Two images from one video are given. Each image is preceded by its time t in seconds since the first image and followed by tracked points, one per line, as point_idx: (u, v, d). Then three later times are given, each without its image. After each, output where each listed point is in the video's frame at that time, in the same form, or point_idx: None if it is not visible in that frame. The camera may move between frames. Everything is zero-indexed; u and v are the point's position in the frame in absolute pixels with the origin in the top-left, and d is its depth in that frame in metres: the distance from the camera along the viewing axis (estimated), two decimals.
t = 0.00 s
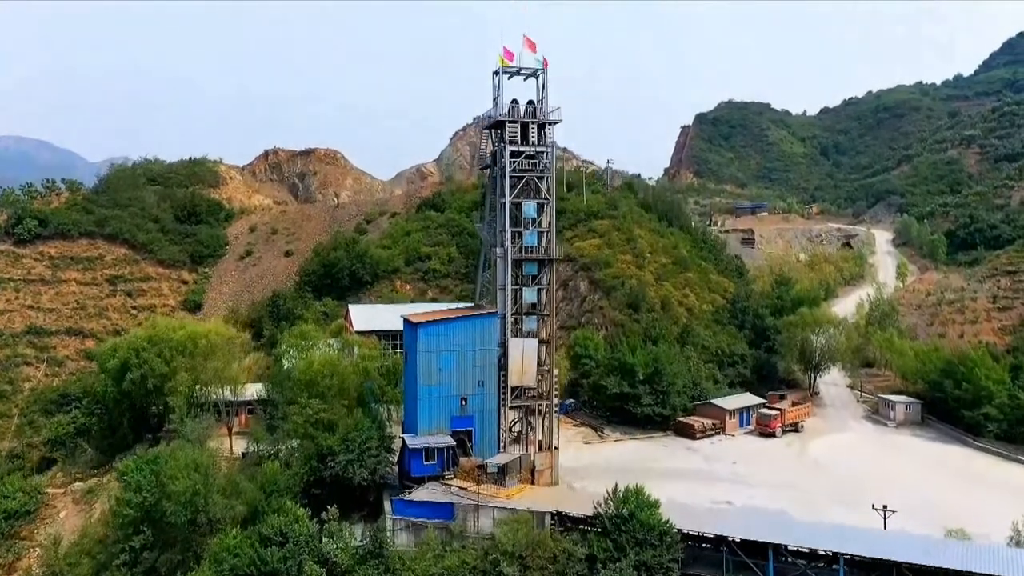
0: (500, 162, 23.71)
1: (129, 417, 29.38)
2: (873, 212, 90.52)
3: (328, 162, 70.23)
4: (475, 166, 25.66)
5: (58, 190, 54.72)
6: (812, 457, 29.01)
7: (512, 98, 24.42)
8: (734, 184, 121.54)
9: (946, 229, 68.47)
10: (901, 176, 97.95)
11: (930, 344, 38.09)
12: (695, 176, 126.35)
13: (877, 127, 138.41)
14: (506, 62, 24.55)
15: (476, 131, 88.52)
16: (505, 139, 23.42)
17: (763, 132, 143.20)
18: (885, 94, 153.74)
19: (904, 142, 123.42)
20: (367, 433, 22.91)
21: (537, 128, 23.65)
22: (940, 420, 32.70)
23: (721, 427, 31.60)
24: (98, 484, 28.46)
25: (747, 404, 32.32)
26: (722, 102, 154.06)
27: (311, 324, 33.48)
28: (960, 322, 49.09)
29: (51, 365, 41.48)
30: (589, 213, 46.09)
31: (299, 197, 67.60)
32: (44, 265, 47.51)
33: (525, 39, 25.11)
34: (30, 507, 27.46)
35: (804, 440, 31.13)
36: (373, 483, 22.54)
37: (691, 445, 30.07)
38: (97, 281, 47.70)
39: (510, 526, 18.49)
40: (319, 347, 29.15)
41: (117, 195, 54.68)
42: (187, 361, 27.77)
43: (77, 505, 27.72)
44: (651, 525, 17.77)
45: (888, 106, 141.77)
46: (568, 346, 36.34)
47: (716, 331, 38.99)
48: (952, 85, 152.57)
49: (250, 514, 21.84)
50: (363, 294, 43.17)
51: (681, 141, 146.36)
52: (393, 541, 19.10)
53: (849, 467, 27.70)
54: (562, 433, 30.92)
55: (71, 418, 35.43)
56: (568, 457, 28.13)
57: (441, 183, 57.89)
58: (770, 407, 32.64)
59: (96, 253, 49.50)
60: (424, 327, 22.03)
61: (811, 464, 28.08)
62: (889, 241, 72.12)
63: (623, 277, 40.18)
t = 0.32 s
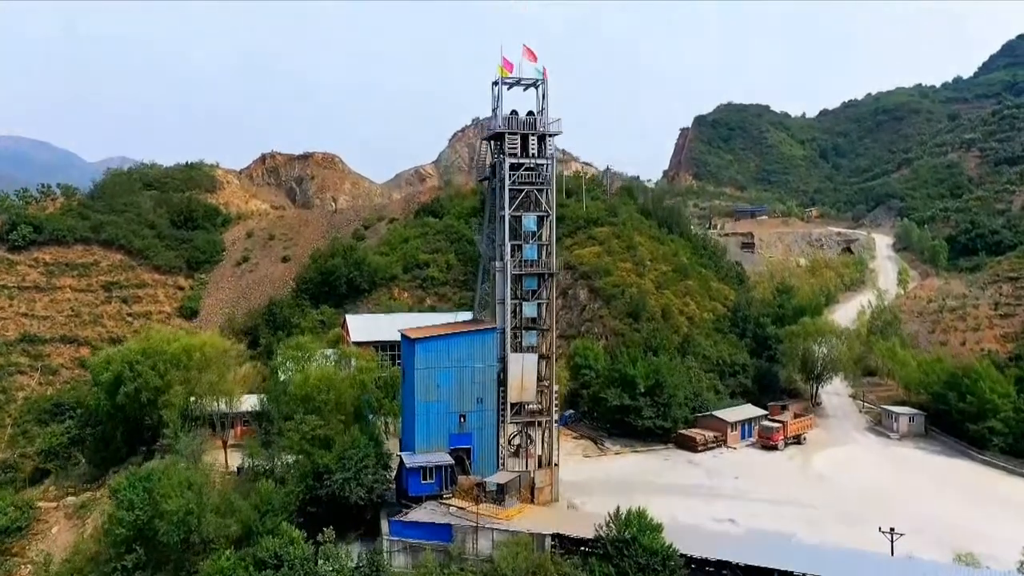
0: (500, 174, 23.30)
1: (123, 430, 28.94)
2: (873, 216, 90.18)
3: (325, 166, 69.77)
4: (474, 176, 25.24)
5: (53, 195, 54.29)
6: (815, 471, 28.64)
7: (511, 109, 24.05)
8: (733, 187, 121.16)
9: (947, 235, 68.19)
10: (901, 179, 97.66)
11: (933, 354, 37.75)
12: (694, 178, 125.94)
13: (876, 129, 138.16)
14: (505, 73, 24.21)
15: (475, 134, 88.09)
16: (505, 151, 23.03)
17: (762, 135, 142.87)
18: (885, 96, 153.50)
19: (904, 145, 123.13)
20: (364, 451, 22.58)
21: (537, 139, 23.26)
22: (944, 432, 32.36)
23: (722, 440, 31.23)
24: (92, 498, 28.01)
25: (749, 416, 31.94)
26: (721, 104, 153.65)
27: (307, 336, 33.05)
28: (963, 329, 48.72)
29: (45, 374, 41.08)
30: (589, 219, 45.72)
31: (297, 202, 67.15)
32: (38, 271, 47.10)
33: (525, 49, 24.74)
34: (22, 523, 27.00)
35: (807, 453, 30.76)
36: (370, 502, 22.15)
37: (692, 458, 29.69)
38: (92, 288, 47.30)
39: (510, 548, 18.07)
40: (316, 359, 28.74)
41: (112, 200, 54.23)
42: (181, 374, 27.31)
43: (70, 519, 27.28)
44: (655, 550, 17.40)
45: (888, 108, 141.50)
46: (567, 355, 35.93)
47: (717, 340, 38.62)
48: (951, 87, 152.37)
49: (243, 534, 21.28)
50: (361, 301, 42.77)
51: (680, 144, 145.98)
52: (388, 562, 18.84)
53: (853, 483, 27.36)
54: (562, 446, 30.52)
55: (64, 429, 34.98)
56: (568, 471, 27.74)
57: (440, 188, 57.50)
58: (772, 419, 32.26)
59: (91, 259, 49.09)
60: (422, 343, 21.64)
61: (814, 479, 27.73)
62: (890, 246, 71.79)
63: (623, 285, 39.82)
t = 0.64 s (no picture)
0: (499, 190, 22.73)
1: (114, 447, 28.33)
2: (873, 220, 89.71)
3: (322, 171, 69.14)
4: (473, 190, 24.67)
5: (46, 201, 53.65)
6: (820, 489, 28.07)
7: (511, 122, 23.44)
8: (733, 190, 120.57)
9: (948, 241, 67.77)
10: (902, 183, 97.21)
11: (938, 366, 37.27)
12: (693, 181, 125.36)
13: (876, 132, 137.76)
14: (505, 85, 23.63)
15: (473, 136, 87.44)
16: (504, 166, 22.45)
17: (761, 137, 142.40)
18: (884, 98, 153.21)
19: (903, 148, 122.72)
20: (359, 474, 22.07)
21: (537, 153, 22.70)
22: (950, 447, 31.87)
23: (725, 456, 30.66)
24: (82, 517, 27.30)
25: (752, 430, 31.38)
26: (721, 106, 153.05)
27: (302, 350, 32.46)
28: (967, 340, 48.18)
29: (37, 385, 40.48)
30: (588, 228, 45.19)
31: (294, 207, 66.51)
32: (31, 279, 46.50)
33: (525, 61, 24.18)
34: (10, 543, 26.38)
35: (811, 469, 30.22)
36: (366, 527, 21.57)
37: (695, 476, 29.14)
38: (86, 296, 46.69)
39: None
40: (311, 376, 28.14)
41: (106, 207, 53.58)
42: (173, 392, 26.71)
43: (59, 538, 26.65)
44: None
45: (887, 111, 141.08)
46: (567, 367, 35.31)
47: (719, 351, 38.07)
48: (950, 90, 152.10)
49: (235, 559, 20.71)
50: (358, 311, 42.20)
51: (679, 146, 145.48)
52: None
53: (859, 503, 26.79)
54: (562, 462, 29.96)
55: (55, 443, 34.35)
56: (567, 489, 27.20)
57: (438, 194, 56.90)
58: (775, 434, 31.70)
59: (85, 267, 48.47)
60: (419, 363, 21.11)
61: (819, 498, 27.16)
62: (891, 251, 71.26)
63: (623, 296, 39.28)
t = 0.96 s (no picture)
0: (498, 202, 22.25)
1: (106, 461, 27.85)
2: (874, 223, 89.30)
3: (320, 174, 68.60)
4: (472, 200, 24.18)
5: (40, 206, 53.15)
6: (825, 504, 27.58)
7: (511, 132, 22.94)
8: (732, 192, 120.13)
9: (951, 245, 67.37)
10: (902, 185, 96.79)
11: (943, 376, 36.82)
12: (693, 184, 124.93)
13: (876, 134, 137.36)
14: (505, 94, 23.17)
15: (472, 137, 86.89)
16: (504, 177, 21.96)
17: (761, 139, 141.98)
18: (884, 100, 152.88)
19: (904, 150, 122.35)
20: (356, 493, 21.49)
21: (537, 164, 22.22)
22: (956, 460, 31.43)
23: (728, 469, 30.16)
24: (74, 533, 26.76)
25: (755, 443, 30.90)
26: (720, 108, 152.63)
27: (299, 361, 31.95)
28: (970, 347, 47.71)
29: (30, 394, 40.04)
30: (588, 234, 44.74)
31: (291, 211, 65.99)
32: (24, 285, 46.04)
33: (525, 69, 23.70)
34: None
35: (815, 483, 29.72)
36: (362, 547, 21.06)
37: (698, 490, 28.63)
38: (80, 302, 46.19)
39: None
40: (307, 388, 27.59)
41: (101, 211, 53.07)
42: (166, 405, 26.20)
43: (50, 554, 26.10)
44: None
45: (887, 113, 140.75)
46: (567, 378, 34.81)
47: (722, 360, 37.59)
48: (950, 92, 151.79)
49: None
50: (355, 319, 41.73)
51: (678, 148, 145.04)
52: None
53: (865, 519, 26.32)
54: (563, 475, 29.45)
55: (48, 454, 33.84)
56: (568, 504, 26.70)
57: (437, 198, 56.40)
58: (778, 446, 31.23)
59: (79, 272, 47.98)
60: (416, 380, 20.63)
61: (824, 513, 26.68)
62: (893, 254, 70.77)
63: (624, 305, 38.89)
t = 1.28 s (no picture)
0: (497, 218, 21.53)
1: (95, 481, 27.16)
2: (875, 227, 88.73)
3: (317, 179, 67.85)
4: (470, 214, 23.44)
5: (32, 214, 52.41)
6: (832, 524, 26.89)
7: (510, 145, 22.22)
8: (732, 195, 119.46)
9: (953, 251, 66.84)
10: (903, 189, 96.23)
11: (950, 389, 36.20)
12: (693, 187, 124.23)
13: (876, 136, 136.83)
14: (505, 106, 22.45)
15: (470, 140, 86.09)
16: (503, 193, 21.23)
17: (761, 142, 141.41)
18: (883, 102, 152.48)
19: (904, 153, 121.86)
20: (350, 520, 20.89)
21: (538, 180, 21.50)
22: (965, 477, 30.79)
23: (733, 487, 29.40)
24: (60, 556, 25.90)
25: (760, 461, 30.20)
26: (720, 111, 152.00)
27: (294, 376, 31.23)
28: (975, 356, 47.09)
29: (19, 406, 39.25)
30: (588, 242, 44.06)
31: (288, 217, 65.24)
32: (15, 294, 45.30)
33: (525, 80, 22.98)
34: None
35: (822, 502, 29.00)
36: None
37: (702, 509, 27.93)
38: (72, 311, 45.47)
39: None
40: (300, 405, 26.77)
41: (94, 218, 52.31)
42: (156, 425, 25.48)
43: None
44: None
45: (887, 115, 140.23)
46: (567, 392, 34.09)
47: (725, 373, 36.92)
48: (950, 94, 151.47)
49: None
50: (352, 330, 41.02)
51: (677, 151, 144.36)
52: None
53: (874, 540, 25.66)
54: (563, 494, 28.73)
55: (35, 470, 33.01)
56: (569, 525, 25.96)
57: (434, 204, 55.69)
58: (784, 464, 30.53)
59: (71, 281, 47.24)
60: (414, 405, 19.91)
61: (832, 534, 26.01)
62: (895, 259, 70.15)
63: (625, 316, 38.21)
